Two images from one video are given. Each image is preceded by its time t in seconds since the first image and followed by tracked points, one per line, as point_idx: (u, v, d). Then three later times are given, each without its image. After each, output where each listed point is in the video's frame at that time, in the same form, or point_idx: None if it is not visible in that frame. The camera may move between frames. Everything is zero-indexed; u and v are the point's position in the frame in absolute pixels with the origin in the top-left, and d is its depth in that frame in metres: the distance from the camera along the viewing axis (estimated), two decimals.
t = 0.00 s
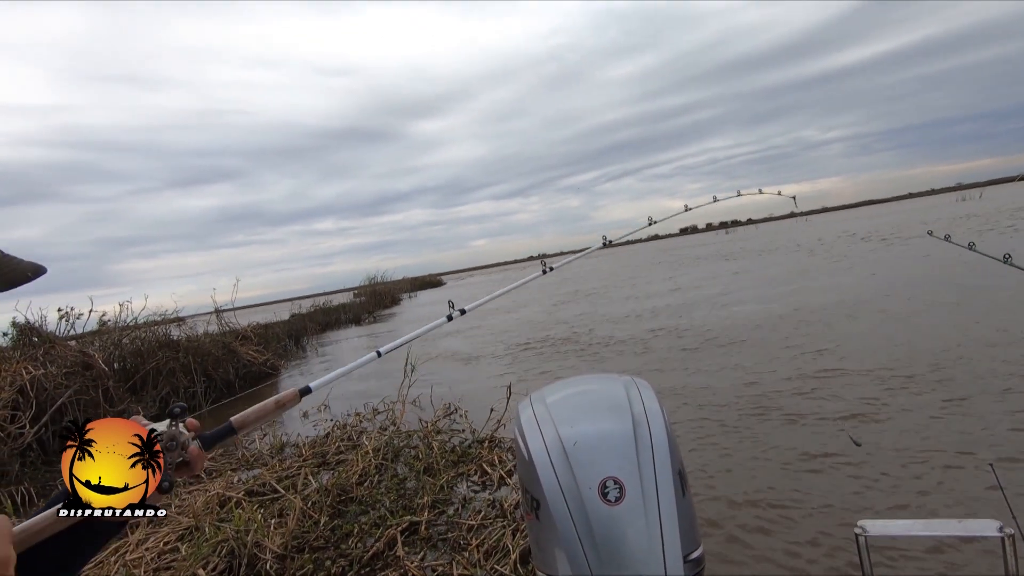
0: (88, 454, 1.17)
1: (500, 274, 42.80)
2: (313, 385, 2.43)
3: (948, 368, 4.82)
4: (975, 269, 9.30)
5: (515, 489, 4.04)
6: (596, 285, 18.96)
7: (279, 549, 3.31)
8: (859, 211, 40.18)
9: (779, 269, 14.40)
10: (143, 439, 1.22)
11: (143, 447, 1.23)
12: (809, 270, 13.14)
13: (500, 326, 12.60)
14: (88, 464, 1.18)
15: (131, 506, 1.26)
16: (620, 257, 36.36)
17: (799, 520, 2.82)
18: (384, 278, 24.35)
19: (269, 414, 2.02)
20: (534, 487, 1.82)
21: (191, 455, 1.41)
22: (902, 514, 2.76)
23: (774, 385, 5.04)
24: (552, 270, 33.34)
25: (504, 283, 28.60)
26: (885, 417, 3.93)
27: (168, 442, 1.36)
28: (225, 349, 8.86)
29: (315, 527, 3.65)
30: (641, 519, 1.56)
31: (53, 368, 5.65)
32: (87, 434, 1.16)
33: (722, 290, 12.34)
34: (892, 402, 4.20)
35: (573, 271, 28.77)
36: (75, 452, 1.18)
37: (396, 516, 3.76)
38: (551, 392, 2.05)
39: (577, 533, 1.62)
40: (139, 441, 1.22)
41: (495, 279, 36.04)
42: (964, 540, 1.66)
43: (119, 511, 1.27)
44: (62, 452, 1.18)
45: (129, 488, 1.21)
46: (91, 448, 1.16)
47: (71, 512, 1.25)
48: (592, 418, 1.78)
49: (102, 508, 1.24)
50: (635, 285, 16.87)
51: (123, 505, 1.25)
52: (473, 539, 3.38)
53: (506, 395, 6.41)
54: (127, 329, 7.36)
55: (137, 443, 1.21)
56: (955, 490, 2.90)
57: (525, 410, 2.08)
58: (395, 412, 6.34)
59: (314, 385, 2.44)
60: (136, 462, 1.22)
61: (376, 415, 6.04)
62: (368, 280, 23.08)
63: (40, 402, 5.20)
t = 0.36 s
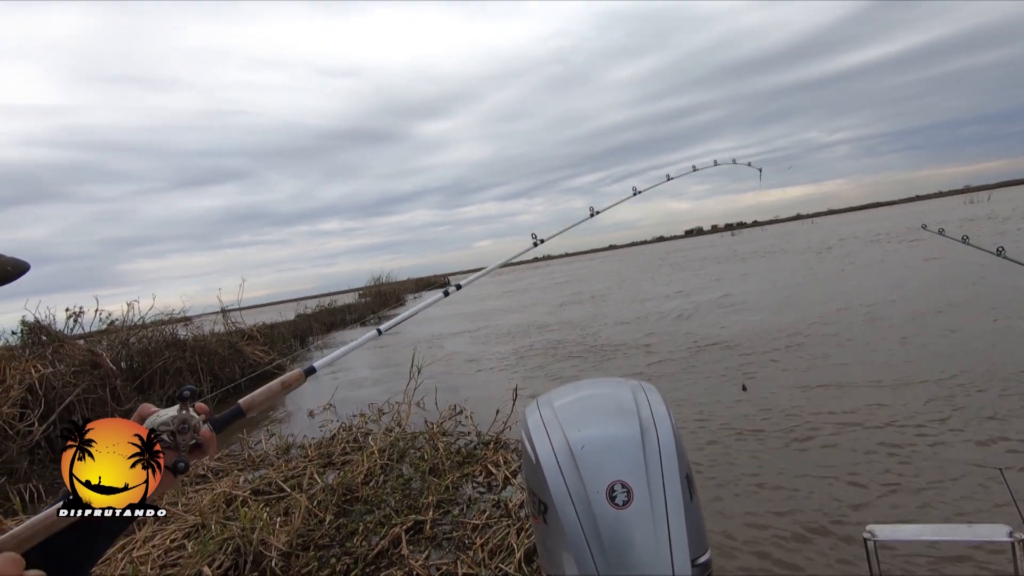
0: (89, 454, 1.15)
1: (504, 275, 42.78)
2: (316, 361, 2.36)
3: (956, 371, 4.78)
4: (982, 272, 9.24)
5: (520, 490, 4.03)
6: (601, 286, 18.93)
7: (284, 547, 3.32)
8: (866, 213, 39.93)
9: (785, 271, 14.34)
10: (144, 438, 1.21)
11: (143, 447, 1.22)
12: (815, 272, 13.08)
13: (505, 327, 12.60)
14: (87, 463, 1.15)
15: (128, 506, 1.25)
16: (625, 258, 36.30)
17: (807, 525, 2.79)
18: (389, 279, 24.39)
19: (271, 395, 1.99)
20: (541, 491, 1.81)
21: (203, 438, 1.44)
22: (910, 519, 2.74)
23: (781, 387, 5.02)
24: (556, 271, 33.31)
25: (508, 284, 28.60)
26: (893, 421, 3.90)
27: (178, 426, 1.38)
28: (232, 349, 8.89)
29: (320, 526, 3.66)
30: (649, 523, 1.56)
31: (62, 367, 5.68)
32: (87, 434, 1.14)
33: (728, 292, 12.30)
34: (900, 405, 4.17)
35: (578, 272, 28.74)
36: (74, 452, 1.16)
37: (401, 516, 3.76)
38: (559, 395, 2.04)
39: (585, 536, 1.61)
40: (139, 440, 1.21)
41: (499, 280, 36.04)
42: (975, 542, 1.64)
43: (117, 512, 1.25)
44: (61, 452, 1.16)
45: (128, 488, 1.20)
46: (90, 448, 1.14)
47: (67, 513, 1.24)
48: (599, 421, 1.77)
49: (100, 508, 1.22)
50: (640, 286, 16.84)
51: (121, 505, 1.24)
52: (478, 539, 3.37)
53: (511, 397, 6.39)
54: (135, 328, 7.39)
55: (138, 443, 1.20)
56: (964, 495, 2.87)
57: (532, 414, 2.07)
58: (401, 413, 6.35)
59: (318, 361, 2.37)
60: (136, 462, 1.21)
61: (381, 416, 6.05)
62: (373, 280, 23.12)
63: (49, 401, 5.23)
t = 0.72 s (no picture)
0: (89, 453, 1.15)
1: (510, 275, 42.78)
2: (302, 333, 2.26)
3: (967, 372, 4.73)
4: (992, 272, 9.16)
5: (526, 490, 4.02)
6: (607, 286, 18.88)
7: (290, 543, 3.32)
8: (874, 213, 39.66)
9: (792, 271, 14.26)
10: (143, 438, 1.20)
11: (144, 447, 1.20)
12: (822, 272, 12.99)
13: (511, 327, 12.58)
14: (86, 464, 1.16)
15: (128, 506, 1.23)
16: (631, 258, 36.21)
17: (814, 527, 2.77)
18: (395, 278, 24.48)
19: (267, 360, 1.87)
20: (548, 494, 1.80)
21: (202, 410, 1.34)
22: (919, 523, 2.71)
23: (788, 387, 4.99)
24: (562, 271, 33.26)
25: (514, 284, 28.59)
26: (901, 422, 3.87)
27: (175, 400, 1.29)
28: (238, 347, 8.93)
29: (325, 524, 3.66)
30: (655, 525, 1.54)
31: (71, 364, 5.72)
32: (87, 434, 1.15)
33: (734, 293, 12.24)
34: (910, 406, 4.13)
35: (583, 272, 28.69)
36: (76, 452, 1.16)
37: (406, 515, 3.75)
38: (565, 399, 2.03)
39: (592, 540, 1.59)
40: (139, 440, 1.20)
41: (504, 279, 36.05)
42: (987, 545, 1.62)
43: (116, 512, 1.24)
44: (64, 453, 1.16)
45: (128, 488, 1.19)
46: (90, 447, 1.15)
47: (68, 511, 1.24)
48: (606, 425, 1.75)
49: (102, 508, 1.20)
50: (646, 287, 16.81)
51: (121, 505, 1.23)
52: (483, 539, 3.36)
53: (517, 397, 6.39)
54: (143, 326, 7.43)
55: (137, 442, 1.19)
56: (975, 498, 2.84)
57: (538, 416, 2.06)
58: (406, 412, 6.35)
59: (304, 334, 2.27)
60: (135, 462, 1.20)
61: (387, 415, 6.05)
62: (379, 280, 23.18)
63: (57, 398, 5.26)
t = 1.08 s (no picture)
0: (89, 454, 1.13)
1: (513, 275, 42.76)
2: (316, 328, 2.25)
3: (976, 371, 4.68)
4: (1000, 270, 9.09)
5: (531, 491, 4.01)
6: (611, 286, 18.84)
7: (295, 545, 3.32)
8: (879, 211, 39.44)
9: (797, 270, 14.19)
10: (143, 438, 1.18)
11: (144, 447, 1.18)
12: (827, 271, 12.93)
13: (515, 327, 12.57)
14: (87, 463, 1.14)
15: (129, 506, 1.22)
16: (634, 258, 36.12)
17: (823, 528, 2.74)
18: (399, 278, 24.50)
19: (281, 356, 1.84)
20: (552, 495, 1.78)
21: (216, 406, 1.30)
22: (929, 523, 2.68)
23: (794, 387, 4.96)
24: (565, 271, 33.22)
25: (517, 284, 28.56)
26: (909, 421, 3.84)
27: (189, 395, 1.26)
28: (243, 348, 8.94)
29: (331, 525, 3.66)
30: (660, 526, 1.52)
31: (77, 366, 5.73)
32: (88, 434, 1.13)
33: (739, 292, 12.19)
34: (917, 405, 4.10)
35: (586, 272, 28.62)
36: (75, 452, 1.15)
37: (411, 516, 3.75)
38: (568, 399, 2.01)
39: (597, 541, 1.57)
40: (139, 440, 1.18)
41: (508, 279, 36.03)
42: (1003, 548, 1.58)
43: (116, 512, 1.23)
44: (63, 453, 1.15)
45: (128, 488, 1.17)
46: (90, 447, 1.13)
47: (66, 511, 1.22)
48: (610, 425, 1.74)
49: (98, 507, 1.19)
50: (650, 286, 16.76)
51: (120, 505, 1.21)
52: (488, 540, 3.35)
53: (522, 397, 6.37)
54: (148, 328, 7.45)
55: (137, 442, 1.17)
56: (985, 500, 2.81)
57: (542, 417, 2.04)
58: (410, 412, 6.34)
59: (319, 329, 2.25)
60: (135, 462, 1.18)
61: (391, 415, 6.05)
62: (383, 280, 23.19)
63: (63, 400, 5.28)
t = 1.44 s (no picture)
0: (88, 454, 1.10)
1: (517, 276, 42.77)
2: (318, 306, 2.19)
3: (985, 370, 4.63)
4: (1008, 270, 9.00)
5: (536, 494, 3.98)
6: (615, 287, 18.80)
7: (300, 550, 3.30)
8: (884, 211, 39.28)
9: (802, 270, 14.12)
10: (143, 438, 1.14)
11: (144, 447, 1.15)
12: (833, 271, 12.87)
13: (519, 328, 12.55)
14: (87, 462, 1.10)
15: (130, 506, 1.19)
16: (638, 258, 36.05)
17: (831, 529, 2.70)
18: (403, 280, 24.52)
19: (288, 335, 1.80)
20: (559, 494, 1.76)
21: (221, 385, 1.30)
22: (940, 525, 2.64)
23: (801, 387, 4.92)
24: (569, 272, 33.20)
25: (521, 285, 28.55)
26: (918, 420, 3.80)
27: (195, 375, 1.24)
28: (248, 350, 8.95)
29: (336, 528, 3.64)
30: (670, 527, 1.49)
31: (82, 368, 5.74)
32: (87, 435, 1.09)
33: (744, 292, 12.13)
34: (926, 405, 4.05)
35: (591, 273, 28.58)
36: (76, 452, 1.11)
37: (416, 519, 3.72)
38: (575, 398, 1.99)
39: (605, 541, 1.55)
40: (140, 439, 1.14)
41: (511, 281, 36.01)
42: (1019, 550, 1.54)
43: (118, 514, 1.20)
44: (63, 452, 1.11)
45: (128, 488, 1.14)
46: (91, 447, 1.10)
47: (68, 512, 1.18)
48: (617, 425, 1.71)
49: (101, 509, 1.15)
50: (654, 287, 16.72)
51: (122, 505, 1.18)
52: (493, 544, 3.32)
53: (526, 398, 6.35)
54: (154, 330, 7.46)
55: (137, 442, 1.14)
56: (997, 501, 2.77)
57: (548, 416, 2.02)
58: (414, 413, 6.32)
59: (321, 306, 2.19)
60: (136, 462, 1.14)
61: (395, 416, 6.03)
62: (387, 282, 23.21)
63: (69, 402, 5.29)
